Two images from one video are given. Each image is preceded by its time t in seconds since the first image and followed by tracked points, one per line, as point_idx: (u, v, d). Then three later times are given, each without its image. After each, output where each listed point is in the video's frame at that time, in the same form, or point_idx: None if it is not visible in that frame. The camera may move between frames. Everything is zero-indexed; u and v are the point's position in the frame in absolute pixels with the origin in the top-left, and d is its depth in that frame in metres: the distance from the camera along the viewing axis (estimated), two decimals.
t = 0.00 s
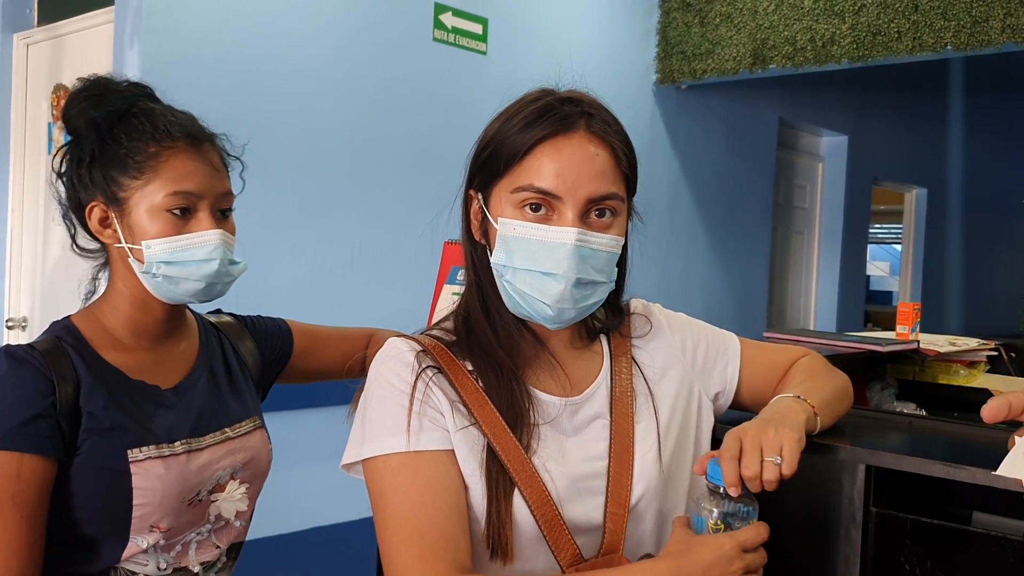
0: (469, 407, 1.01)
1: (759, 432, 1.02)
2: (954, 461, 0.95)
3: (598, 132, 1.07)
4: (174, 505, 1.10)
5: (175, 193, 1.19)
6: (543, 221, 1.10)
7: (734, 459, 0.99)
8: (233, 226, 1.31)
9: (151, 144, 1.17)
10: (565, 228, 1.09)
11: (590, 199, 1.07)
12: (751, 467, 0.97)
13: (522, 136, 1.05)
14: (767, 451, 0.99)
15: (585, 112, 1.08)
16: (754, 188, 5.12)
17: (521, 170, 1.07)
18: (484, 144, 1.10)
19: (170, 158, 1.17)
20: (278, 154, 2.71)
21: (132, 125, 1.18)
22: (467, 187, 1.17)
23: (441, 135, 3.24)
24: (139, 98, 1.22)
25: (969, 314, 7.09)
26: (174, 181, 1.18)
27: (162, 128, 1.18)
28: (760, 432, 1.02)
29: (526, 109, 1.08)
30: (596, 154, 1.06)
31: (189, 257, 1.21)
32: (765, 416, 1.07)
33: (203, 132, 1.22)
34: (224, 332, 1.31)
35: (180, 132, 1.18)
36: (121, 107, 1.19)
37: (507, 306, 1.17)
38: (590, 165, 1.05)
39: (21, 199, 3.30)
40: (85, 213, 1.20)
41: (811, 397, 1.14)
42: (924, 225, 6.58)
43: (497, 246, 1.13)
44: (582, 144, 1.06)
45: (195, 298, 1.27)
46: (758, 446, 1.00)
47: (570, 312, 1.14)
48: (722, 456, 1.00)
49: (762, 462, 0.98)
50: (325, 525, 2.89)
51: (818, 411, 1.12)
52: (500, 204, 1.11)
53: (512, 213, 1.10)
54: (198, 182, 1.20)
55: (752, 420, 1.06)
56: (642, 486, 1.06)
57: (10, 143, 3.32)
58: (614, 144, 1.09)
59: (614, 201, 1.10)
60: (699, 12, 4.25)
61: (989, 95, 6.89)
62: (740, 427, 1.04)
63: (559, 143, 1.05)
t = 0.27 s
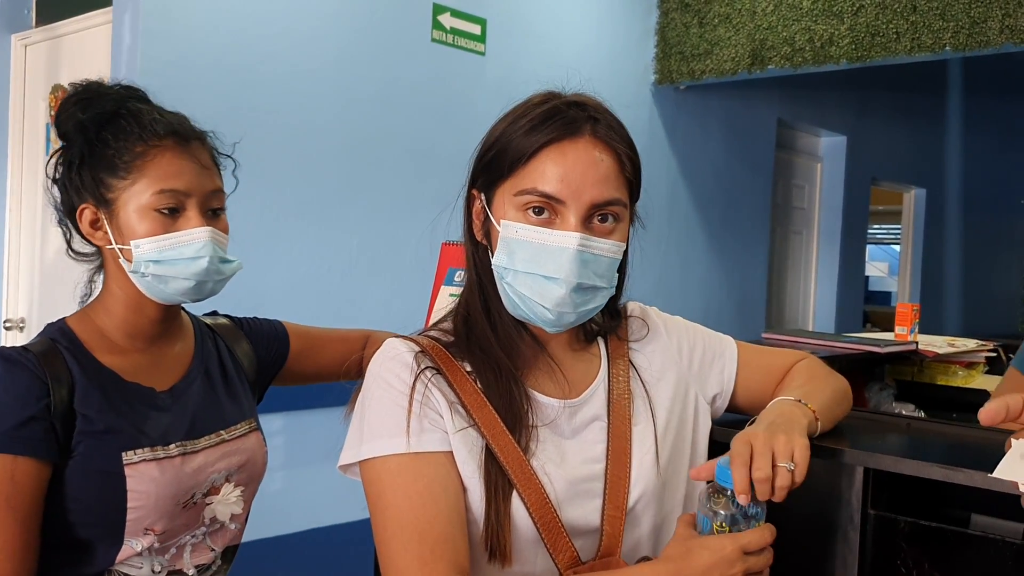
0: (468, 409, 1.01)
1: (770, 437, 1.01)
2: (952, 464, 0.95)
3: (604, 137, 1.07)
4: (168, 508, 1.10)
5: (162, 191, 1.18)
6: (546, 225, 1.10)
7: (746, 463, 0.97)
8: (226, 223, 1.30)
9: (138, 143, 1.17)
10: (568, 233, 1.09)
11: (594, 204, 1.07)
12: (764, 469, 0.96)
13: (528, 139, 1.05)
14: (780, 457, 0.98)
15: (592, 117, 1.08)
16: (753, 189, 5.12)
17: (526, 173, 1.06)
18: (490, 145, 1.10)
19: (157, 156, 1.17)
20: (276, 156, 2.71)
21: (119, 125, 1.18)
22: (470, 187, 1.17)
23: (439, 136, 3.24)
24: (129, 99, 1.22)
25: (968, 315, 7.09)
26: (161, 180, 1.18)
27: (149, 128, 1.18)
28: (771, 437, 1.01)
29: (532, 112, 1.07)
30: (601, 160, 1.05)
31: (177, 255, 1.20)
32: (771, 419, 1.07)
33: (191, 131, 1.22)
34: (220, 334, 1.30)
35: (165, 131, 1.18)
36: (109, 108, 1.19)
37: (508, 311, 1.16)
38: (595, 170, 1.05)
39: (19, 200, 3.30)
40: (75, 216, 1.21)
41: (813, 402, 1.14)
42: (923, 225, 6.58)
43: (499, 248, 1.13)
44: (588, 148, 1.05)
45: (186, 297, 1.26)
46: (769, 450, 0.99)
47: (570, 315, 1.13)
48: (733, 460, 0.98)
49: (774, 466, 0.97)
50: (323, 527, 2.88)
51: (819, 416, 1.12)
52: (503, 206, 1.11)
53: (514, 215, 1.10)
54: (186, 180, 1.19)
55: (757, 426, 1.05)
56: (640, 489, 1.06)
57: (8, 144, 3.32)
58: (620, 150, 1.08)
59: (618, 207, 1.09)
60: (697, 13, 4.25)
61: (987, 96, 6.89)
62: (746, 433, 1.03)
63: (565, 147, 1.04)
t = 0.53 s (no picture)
0: (461, 399, 1.01)
1: (765, 433, 1.01)
2: (949, 456, 0.95)
3: (598, 130, 1.07)
4: (164, 501, 1.10)
5: (145, 185, 1.17)
6: (539, 218, 1.10)
7: (739, 461, 0.97)
8: (216, 221, 1.29)
9: (125, 138, 1.16)
10: (562, 225, 1.09)
11: (587, 196, 1.08)
12: (756, 470, 0.97)
13: (523, 131, 1.06)
14: (772, 455, 0.99)
15: (587, 109, 1.08)
16: (751, 187, 5.12)
17: (520, 165, 1.07)
18: (484, 138, 1.10)
19: (142, 151, 1.16)
20: (274, 152, 2.71)
21: (110, 119, 1.17)
22: (465, 181, 1.17)
23: (437, 134, 3.24)
24: (126, 92, 1.21)
25: (965, 314, 7.09)
26: (144, 174, 1.17)
27: (137, 122, 1.17)
28: (766, 433, 1.01)
29: (527, 105, 1.08)
30: (595, 153, 1.06)
31: (155, 251, 1.18)
32: (766, 414, 1.07)
33: (181, 125, 1.20)
34: (216, 328, 1.30)
35: (152, 125, 1.17)
36: (103, 101, 1.18)
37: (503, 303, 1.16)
38: (589, 163, 1.05)
39: (17, 197, 3.29)
40: (69, 207, 1.22)
41: (810, 396, 1.14)
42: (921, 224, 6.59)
43: (493, 241, 1.12)
44: (582, 141, 1.05)
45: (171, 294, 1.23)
46: (763, 448, 0.99)
47: (563, 308, 1.13)
48: (726, 456, 0.98)
49: (766, 466, 0.98)
50: (321, 524, 2.88)
51: (816, 410, 1.12)
52: (497, 198, 1.11)
53: (508, 208, 1.10)
54: (169, 175, 1.18)
55: (753, 420, 1.05)
56: (634, 479, 1.05)
57: (6, 141, 3.31)
58: (614, 143, 1.08)
59: (611, 200, 1.10)
60: (695, 11, 4.25)
61: (986, 95, 6.90)
62: (742, 426, 1.03)
63: (559, 139, 1.05)
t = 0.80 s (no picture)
0: (453, 397, 1.01)
1: (753, 428, 1.02)
2: (939, 453, 0.95)
3: (579, 106, 1.10)
4: (160, 499, 1.10)
5: (137, 191, 1.18)
6: (531, 192, 1.12)
7: (727, 453, 0.99)
8: (210, 225, 1.29)
9: (118, 143, 1.16)
10: (554, 193, 1.11)
11: (575, 166, 1.10)
12: (743, 463, 0.98)
13: (503, 118, 1.08)
14: (760, 449, 1.00)
15: (565, 88, 1.11)
16: (748, 188, 5.14)
17: (505, 145, 1.09)
18: (466, 135, 1.13)
19: (134, 157, 1.16)
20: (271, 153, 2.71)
21: (104, 122, 1.18)
22: (453, 185, 1.19)
23: (434, 134, 3.24)
24: (123, 94, 1.21)
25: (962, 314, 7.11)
26: (136, 180, 1.17)
27: (131, 127, 1.17)
28: (754, 428, 1.03)
29: (504, 95, 1.11)
30: (577, 125, 1.09)
31: (146, 257, 1.18)
32: (756, 410, 1.08)
33: (174, 130, 1.20)
34: (212, 327, 1.31)
35: (144, 131, 1.17)
36: (100, 103, 1.19)
37: (501, 296, 1.17)
38: (572, 134, 1.08)
39: (14, 198, 3.29)
40: (64, 206, 1.24)
41: (801, 395, 1.15)
42: (917, 224, 6.60)
43: (487, 224, 1.14)
44: (564, 116, 1.09)
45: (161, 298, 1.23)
46: (751, 442, 1.00)
47: (564, 279, 1.14)
48: (714, 449, 0.99)
49: (753, 459, 0.99)
50: (318, 524, 2.88)
51: (807, 409, 1.13)
52: (487, 181, 1.13)
53: (499, 188, 1.12)
54: (160, 182, 1.18)
55: (742, 414, 1.06)
56: (626, 478, 1.06)
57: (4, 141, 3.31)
58: (595, 118, 1.12)
59: (598, 170, 1.13)
60: (692, 12, 4.26)
61: (981, 96, 6.92)
62: (731, 421, 1.05)
63: (541, 116, 1.08)
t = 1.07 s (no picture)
0: (451, 397, 1.01)
1: (755, 415, 1.04)
2: (933, 452, 0.96)
3: (557, 96, 1.11)
4: (157, 498, 1.10)
5: (131, 184, 1.18)
6: (515, 181, 1.13)
7: (728, 436, 0.99)
8: (204, 217, 1.31)
9: (109, 137, 1.16)
10: (536, 180, 1.12)
11: (557, 153, 1.11)
12: (743, 447, 0.99)
13: (483, 112, 1.09)
14: (760, 436, 1.01)
15: (543, 80, 1.12)
16: (746, 188, 5.14)
17: (488, 138, 1.10)
18: (451, 136, 1.15)
19: (126, 150, 1.17)
20: (270, 153, 2.71)
21: (95, 118, 1.18)
22: (445, 187, 1.20)
23: (432, 134, 3.24)
24: (112, 90, 1.21)
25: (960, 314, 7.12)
26: (129, 174, 1.18)
27: (122, 121, 1.17)
28: (756, 416, 1.04)
29: (483, 91, 1.12)
30: (557, 114, 1.09)
31: (142, 249, 1.20)
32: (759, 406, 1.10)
33: (165, 122, 1.21)
34: (210, 325, 1.31)
35: (135, 125, 1.17)
36: (89, 100, 1.19)
37: (499, 293, 1.18)
38: (552, 121, 1.09)
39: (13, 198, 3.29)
40: (57, 207, 1.23)
41: (796, 393, 1.15)
42: (915, 224, 6.61)
43: (474, 217, 1.15)
44: (544, 106, 1.09)
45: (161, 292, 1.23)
46: (752, 428, 1.02)
47: (552, 267, 1.14)
48: (716, 433, 1.00)
49: (752, 445, 1.00)
50: (316, 524, 2.88)
51: (803, 407, 1.13)
52: (471, 176, 1.14)
53: (484, 181, 1.13)
54: (154, 173, 1.19)
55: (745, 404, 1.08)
56: (625, 478, 1.06)
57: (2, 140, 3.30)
58: (575, 106, 1.12)
59: (581, 156, 1.13)
60: (691, 12, 4.26)
61: (979, 96, 6.93)
62: (733, 408, 1.06)
63: (521, 107, 1.08)
